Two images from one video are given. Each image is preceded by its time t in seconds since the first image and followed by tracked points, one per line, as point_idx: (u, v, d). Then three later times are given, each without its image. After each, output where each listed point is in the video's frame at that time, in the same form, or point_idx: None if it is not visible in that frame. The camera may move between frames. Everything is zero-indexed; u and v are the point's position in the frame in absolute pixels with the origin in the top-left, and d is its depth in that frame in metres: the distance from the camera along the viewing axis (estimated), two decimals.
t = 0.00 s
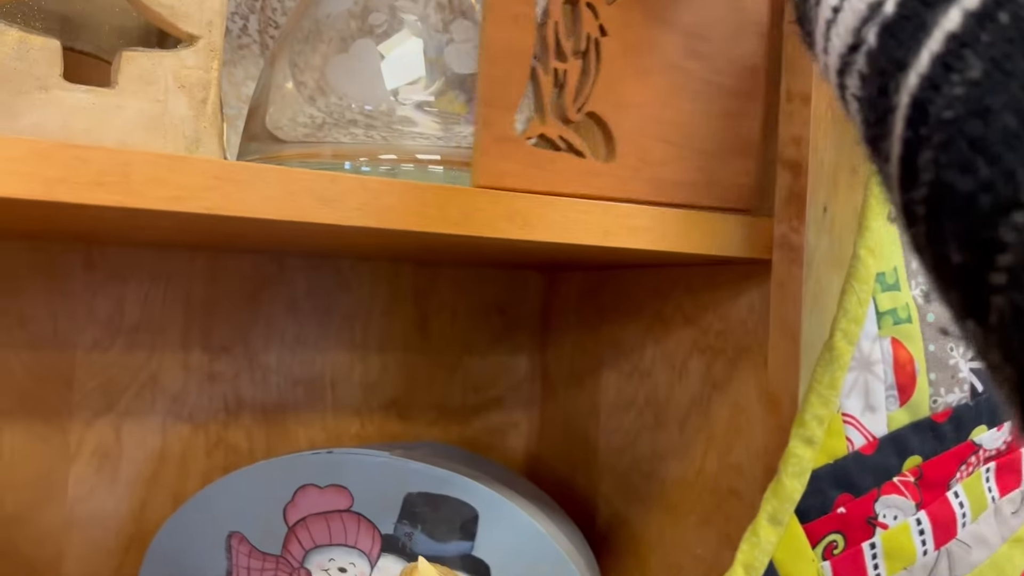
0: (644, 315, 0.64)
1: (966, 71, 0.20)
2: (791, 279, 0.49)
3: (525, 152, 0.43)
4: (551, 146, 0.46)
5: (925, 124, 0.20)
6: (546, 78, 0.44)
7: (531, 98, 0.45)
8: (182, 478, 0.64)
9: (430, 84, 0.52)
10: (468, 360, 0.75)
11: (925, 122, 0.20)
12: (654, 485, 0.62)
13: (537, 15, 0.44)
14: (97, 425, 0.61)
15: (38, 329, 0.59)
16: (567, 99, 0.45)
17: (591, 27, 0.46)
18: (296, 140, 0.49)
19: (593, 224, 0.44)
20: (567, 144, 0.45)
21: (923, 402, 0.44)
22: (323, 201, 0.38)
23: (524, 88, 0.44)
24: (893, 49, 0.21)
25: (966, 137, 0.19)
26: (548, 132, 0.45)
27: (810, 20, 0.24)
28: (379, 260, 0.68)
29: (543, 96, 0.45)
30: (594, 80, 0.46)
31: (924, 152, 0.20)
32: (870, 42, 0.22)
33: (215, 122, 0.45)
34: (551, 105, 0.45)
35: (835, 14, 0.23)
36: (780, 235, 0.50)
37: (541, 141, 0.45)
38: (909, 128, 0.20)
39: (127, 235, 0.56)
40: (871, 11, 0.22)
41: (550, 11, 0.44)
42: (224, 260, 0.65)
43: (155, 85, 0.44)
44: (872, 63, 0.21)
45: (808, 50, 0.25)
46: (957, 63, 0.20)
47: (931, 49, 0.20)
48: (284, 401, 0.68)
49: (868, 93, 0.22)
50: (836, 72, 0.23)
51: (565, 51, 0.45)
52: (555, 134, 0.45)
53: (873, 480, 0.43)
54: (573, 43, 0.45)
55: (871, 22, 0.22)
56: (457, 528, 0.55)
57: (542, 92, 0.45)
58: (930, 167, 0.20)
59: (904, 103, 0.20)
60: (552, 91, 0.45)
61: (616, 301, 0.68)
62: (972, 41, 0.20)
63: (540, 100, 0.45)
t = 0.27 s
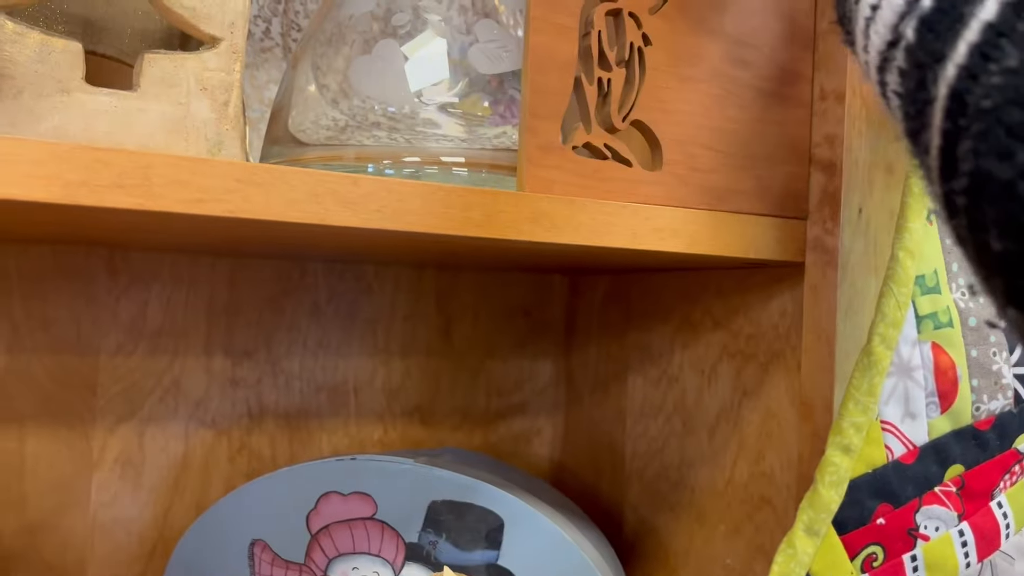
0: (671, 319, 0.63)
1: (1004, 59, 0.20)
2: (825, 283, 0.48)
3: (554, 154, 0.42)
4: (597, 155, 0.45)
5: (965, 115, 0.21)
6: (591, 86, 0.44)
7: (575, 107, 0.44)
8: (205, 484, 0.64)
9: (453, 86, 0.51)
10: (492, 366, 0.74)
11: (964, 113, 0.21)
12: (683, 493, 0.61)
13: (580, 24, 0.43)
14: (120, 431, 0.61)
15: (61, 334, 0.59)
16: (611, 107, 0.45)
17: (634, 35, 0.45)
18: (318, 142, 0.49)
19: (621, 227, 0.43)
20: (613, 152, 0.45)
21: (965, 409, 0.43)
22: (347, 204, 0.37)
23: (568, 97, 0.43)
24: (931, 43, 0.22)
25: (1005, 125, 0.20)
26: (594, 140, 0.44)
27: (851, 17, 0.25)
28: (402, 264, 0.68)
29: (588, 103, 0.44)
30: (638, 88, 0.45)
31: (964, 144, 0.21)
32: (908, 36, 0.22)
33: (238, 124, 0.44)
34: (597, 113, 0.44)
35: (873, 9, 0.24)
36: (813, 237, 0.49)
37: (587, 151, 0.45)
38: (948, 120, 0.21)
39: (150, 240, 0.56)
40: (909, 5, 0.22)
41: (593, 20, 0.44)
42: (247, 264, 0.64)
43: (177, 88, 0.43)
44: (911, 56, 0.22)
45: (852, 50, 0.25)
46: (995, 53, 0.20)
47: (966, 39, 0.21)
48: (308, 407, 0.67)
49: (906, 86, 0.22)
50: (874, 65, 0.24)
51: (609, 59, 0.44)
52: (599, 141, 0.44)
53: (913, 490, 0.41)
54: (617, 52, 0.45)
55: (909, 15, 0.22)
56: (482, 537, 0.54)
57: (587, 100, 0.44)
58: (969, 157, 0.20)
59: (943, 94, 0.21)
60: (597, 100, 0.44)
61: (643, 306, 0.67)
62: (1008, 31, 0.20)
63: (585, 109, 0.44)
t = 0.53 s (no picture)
0: (695, 329, 0.63)
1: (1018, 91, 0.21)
2: (853, 293, 0.48)
3: (579, 167, 0.42)
4: (622, 169, 0.45)
5: (979, 144, 0.21)
6: (614, 101, 0.44)
7: (599, 122, 0.44)
8: (231, 493, 0.64)
9: (477, 97, 0.51)
10: (515, 375, 0.74)
11: (980, 142, 0.21)
12: (708, 503, 0.61)
13: (602, 40, 0.44)
14: (147, 441, 0.62)
15: (89, 345, 0.59)
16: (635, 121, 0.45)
17: (656, 50, 0.45)
18: (344, 155, 0.50)
19: (648, 239, 0.43)
20: (638, 165, 0.45)
21: (996, 423, 0.42)
22: (375, 218, 0.37)
23: (592, 112, 0.43)
24: (945, 72, 0.23)
25: (1020, 156, 0.20)
26: (619, 154, 0.44)
27: (869, 49, 0.26)
28: (425, 274, 0.68)
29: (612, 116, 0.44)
30: (662, 102, 0.45)
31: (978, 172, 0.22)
32: (925, 66, 0.23)
33: (264, 138, 0.45)
34: (620, 127, 0.45)
35: (890, 43, 0.25)
36: (840, 248, 0.49)
37: (611, 165, 0.45)
38: (964, 149, 0.22)
39: (178, 252, 0.57)
40: (923, 36, 0.24)
41: (614, 36, 0.44)
42: (272, 274, 0.65)
43: (206, 102, 0.44)
44: (928, 86, 0.23)
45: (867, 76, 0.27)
46: (1010, 84, 0.21)
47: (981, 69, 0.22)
48: (332, 417, 0.67)
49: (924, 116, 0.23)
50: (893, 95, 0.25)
51: (632, 73, 0.45)
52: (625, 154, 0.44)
53: (944, 504, 0.41)
54: (639, 67, 0.45)
55: (924, 47, 0.24)
56: (507, 549, 0.54)
57: (610, 115, 0.44)
58: (986, 186, 0.21)
59: (959, 123, 0.22)
60: (621, 114, 0.44)
61: (666, 316, 0.67)
62: None
63: (608, 124, 0.44)
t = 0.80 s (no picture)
0: (717, 335, 0.63)
1: None
2: (875, 299, 0.48)
3: (602, 174, 0.43)
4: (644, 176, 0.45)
5: None
6: (635, 109, 0.44)
7: (620, 130, 0.45)
8: (255, 496, 0.65)
9: (500, 105, 0.51)
10: (535, 380, 0.75)
11: None
12: (729, 508, 0.61)
13: (622, 50, 0.44)
14: (173, 444, 0.62)
15: (117, 349, 0.60)
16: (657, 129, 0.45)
17: (676, 59, 0.46)
18: (369, 162, 0.50)
19: (671, 245, 0.44)
20: (660, 172, 0.45)
21: (1021, 428, 0.42)
22: (403, 225, 0.38)
23: (613, 119, 0.44)
24: (992, 70, 0.24)
25: None
26: (641, 161, 0.45)
27: (914, 47, 0.27)
28: (447, 280, 0.69)
29: (632, 127, 0.45)
30: (682, 110, 0.46)
31: None
32: (970, 63, 0.24)
33: (292, 145, 0.45)
34: (642, 135, 0.45)
35: (937, 42, 0.26)
36: (862, 254, 0.49)
37: (633, 173, 0.45)
38: (1009, 146, 0.23)
39: (204, 257, 0.58)
40: (970, 36, 0.25)
41: (634, 45, 0.45)
42: (296, 280, 0.66)
43: (236, 110, 0.44)
44: (973, 83, 0.24)
45: (912, 73, 0.28)
46: None
47: None
48: (354, 421, 0.68)
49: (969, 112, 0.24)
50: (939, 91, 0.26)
51: (652, 82, 0.45)
52: (647, 161, 0.45)
53: (969, 509, 0.41)
54: (659, 75, 0.46)
55: (972, 46, 0.25)
56: (529, 552, 0.54)
57: (632, 123, 0.45)
58: None
59: (1006, 122, 0.23)
60: (642, 122, 0.45)
61: (687, 321, 0.67)
62: None
63: (630, 132, 0.45)
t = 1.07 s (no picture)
0: (727, 339, 0.63)
1: None
2: (885, 304, 0.48)
3: (614, 181, 0.43)
4: (656, 183, 0.46)
5: None
6: (649, 116, 0.45)
7: (633, 137, 0.45)
8: (266, 499, 0.66)
9: (510, 111, 0.52)
10: (544, 384, 0.75)
11: None
12: (738, 513, 0.61)
13: (637, 57, 0.44)
14: (185, 448, 0.63)
15: (130, 353, 0.61)
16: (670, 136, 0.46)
17: (690, 66, 0.46)
18: (380, 168, 0.50)
19: (680, 251, 0.44)
20: (673, 179, 0.45)
21: None
22: (415, 232, 0.38)
23: (627, 127, 0.44)
24: (1001, 108, 0.23)
25: None
26: (654, 168, 0.45)
27: (922, 81, 0.27)
28: (457, 284, 0.69)
29: (646, 134, 0.45)
30: (695, 117, 0.46)
31: None
32: (978, 99, 0.24)
33: (304, 151, 0.46)
34: (655, 141, 0.45)
35: (944, 77, 0.26)
36: (872, 259, 0.49)
37: (646, 179, 0.45)
38: (1016, 183, 0.22)
39: (217, 262, 0.58)
40: (979, 71, 0.24)
41: (649, 53, 0.45)
42: (307, 284, 0.66)
43: (249, 117, 0.45)
44: (983, 120, 0.24)
45: (919, 107, 0.28)
46: None
47: None
48: (365, 424, 0.69)
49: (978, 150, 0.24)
50: (946, 127, 0.26)
51: (666, 90, 0.46)
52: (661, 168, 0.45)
53: (978, 515, 0.41)
54: (673, 83, 0.46)
55: (980, 82, 0.24)
56: (539, 556, 0.55)
57: (645, 129, 0.45)
58: None
59: (1013, 158, 0.22)
60: (656, 130, 0.45)
61: (697, 326, 0.67)
62: None
63: (643, 139, 0.45)
